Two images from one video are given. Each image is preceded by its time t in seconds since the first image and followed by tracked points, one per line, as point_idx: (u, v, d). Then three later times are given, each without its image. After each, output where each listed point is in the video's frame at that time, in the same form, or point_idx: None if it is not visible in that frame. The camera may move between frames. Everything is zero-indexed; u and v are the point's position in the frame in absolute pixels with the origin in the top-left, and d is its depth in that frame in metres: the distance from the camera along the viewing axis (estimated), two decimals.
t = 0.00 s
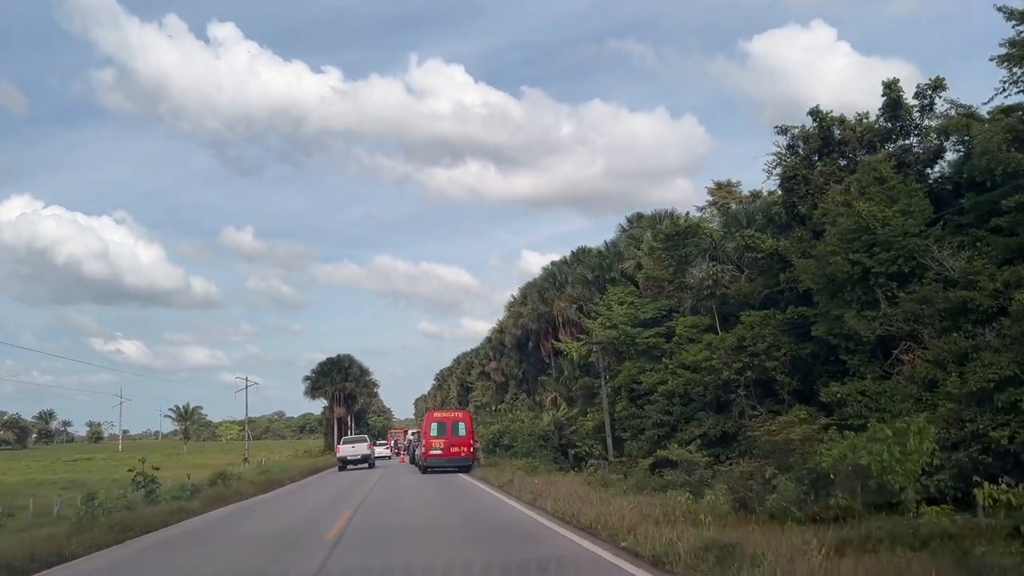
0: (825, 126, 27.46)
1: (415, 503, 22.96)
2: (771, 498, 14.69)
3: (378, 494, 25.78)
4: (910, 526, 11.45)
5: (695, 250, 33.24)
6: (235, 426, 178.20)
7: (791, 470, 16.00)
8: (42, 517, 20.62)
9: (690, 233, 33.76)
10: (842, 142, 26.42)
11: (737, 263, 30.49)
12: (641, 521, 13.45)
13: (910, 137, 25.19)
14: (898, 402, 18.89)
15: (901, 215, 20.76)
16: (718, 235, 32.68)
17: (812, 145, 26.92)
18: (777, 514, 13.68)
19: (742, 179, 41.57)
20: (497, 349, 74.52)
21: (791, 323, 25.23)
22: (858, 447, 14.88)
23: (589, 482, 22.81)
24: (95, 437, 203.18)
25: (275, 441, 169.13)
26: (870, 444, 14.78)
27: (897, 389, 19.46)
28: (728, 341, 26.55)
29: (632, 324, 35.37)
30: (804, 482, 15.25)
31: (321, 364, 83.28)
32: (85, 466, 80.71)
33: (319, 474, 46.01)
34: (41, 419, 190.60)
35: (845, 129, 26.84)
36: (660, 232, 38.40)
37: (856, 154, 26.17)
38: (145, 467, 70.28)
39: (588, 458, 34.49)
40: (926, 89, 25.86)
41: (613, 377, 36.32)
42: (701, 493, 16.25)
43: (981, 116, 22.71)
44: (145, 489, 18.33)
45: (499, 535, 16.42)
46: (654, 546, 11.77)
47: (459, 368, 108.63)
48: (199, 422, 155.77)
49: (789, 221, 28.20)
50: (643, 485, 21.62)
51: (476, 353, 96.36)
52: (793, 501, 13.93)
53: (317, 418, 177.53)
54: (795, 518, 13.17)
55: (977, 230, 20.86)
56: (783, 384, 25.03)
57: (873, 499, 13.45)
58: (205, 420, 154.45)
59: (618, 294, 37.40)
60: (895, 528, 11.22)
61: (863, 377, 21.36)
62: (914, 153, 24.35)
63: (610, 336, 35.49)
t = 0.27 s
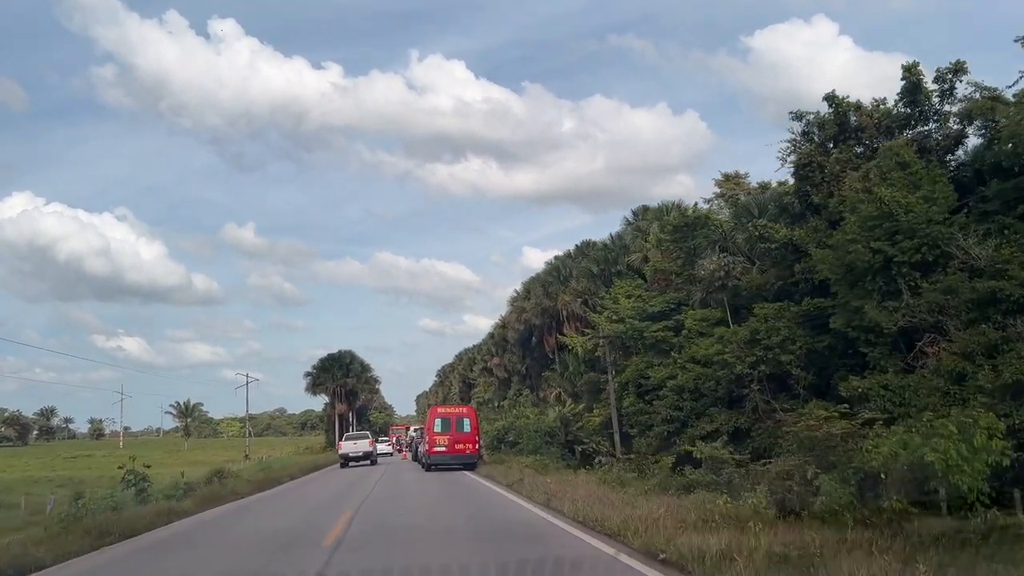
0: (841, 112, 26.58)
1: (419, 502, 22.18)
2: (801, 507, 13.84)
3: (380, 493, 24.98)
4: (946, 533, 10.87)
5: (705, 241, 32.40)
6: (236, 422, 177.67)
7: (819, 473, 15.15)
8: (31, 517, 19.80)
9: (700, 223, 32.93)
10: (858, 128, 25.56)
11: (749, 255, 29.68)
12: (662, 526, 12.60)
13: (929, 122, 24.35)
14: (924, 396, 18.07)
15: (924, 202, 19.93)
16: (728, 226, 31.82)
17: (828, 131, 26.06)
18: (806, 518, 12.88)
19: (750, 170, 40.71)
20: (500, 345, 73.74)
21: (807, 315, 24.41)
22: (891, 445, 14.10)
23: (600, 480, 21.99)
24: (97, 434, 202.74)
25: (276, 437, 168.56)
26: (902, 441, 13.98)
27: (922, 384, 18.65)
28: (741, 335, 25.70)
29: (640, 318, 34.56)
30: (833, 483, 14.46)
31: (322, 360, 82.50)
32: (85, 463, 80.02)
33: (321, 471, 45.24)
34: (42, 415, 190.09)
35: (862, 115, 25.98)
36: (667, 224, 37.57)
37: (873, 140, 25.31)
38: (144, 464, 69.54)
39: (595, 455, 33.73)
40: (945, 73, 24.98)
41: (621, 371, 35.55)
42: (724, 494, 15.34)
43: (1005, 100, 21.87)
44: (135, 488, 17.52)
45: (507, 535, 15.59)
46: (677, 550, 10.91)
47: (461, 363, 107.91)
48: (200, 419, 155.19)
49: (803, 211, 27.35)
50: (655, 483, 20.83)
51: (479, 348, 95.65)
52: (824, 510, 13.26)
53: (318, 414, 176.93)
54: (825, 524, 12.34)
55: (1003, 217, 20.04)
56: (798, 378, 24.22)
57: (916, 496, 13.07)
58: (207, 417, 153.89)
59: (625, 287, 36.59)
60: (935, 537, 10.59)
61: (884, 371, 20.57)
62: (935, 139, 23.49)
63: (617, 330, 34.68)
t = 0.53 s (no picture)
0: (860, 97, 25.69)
1: (426, 496, 21.41)
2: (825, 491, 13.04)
3: (385, 489, 24.22)
4: (986, 496, 10.05)
5: (718, 232, 31.57)
6: (240, 418, 177.31)
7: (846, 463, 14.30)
8: (23, 516, 19.04)
9: (711, 215, 32.25)
10: (879, 113, 24.68)
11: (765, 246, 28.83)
12: (681, 517, 11.76)
13: (954, 107, 23.47)
14: (955, 390, 17.24)
15: (954, 186, 19.07)
16: (741, 217, 30.97)
17: (848, 117, 25.17)
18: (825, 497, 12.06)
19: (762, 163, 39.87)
20: (505, 340, 72.99)
21: (826, 307, 23.58)
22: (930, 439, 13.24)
23: (613, 477, 21.19)
24: (101, 430, 202.94)
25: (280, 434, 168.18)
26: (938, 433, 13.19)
27: (951, 377, 17.82)
28: (757, 327, 24.82)
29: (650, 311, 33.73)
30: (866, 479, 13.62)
31: (326, 356, 81.84)
32: (87, 458, 79.54)
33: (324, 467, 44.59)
34: (47, 411, 190.09)
35: (882, 99, 25.09)
36: (678, 215, 36.77)
37: (895, 125, 24.43)
38: (146, 460, 68.91)
39: (605, 451, 33.00)
40: (971, 56, 24.08)
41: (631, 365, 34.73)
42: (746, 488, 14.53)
43: None
44: (128, 487, 16.54)
45: (522, 528, 14.88)
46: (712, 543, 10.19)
47: (465, 359, 107.28)
48: (203, 415, 154.69)
49: (820, 199, 26.46)
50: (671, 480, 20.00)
51: (483, 344, 94.93)
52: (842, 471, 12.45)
53: (322, 411, 176.56)
54: (852, 504, 11.52)
55: None
56: (817, 372, 23.38)
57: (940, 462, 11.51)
58: (210, 412, 153.41)
59: (634, 280, 35.76)
60: (982, 510, 9.73)
61: (909, 364, 19.73)
62: (960, 123, 22.62)
63: (627, 323, 33.83)
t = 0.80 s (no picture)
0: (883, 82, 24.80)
1: (434, 493, 20.66)
2: (861, 492, 12.26)
3: (392, 485, 23.46)
4: None
5: (733, 223, 30.73)
6: (245, 413, 177.03)
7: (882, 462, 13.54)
8: (16, 514, 18.28)
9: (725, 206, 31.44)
10: (903, 98, 23.80)
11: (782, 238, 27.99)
12: (710, 519, 10.98)
13: (982, 91, 22.59)
14: (991, 385, 16.41)
15: (988, 170, 18.21)
16: (757, 208, 30.11)
17: (871, 102, 24.28)
18: (870, 504, 11.29)
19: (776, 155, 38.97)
20: (512, 335, 72.19)
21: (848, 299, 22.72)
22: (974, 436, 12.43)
23: (628, 475, 20.40)
24: (106, 425, 202.87)
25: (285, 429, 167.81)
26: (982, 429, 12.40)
27: (986, 371, 16.99)
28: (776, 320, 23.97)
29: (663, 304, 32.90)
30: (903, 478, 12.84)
31: (331, 351, 81.11)
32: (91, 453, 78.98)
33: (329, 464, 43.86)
34: (52, 405, 190.04)
35: (907, 85, 24.19)
36: (691, 206, 35.91)
37: (920, 111, 23.55)
38: (150, 456, 68.26)
39: (617, 448, 32.36)
40: (999, 38, 23.19)
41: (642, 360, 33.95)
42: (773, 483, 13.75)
43: None
44: (122, 485, 15.69)
45: (535, 526, 14.14)
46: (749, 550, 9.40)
47: (471, 355, 106.56)
48: (208, 410, 154.31)
49: (840, 188, 25.57)
50: (690, 478, 19.21)
51: (489, 339, 94.16)
52: (894, 485, 11.69)
53: (327, 406, 176.11)
54: (895, 504, 10.76)
55: None
56: (839, 367, 22.54)
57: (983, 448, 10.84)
58: (215, 407, 153.00)
59: (645, 272, 34.93)
60: None
61: (939, 358, 18.89)
62: (990, 108, 21.75)
63: (639, 317, 33.00)
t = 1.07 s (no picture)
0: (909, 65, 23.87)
1: (444, 486, 19.88)
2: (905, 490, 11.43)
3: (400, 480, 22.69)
4: None
5: (750, 213, 29.86)
6: (251, 408, 176.82)
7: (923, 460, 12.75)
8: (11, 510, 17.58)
9: (742, 196, 30.57)
10: (931, 82, 22.89)
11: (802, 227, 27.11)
12: (746, 518, 10.17)
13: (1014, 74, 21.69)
14: None
15: None
16: (775, 198, 29.22)
17: (897, 86, 23.36)
18: (916, 503, 10.50)
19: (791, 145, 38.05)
20: (519, 330, 71.43)
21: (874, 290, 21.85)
22: None
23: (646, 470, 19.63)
24: (112, 419, 202.94)
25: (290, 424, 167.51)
26: None
27: None
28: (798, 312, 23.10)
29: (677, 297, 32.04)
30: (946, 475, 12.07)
31: (337, 346, 80.44)
32: (96, 448, 78.55)
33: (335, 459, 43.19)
34: (59, 400, 190.19)
35: (934, 68, 23.27)
36: (705, 197, 35.04)
37: (948, 94, 22.65)
38: (154, 451, 67.72)
39: (631, 445, 31.95)
40: None
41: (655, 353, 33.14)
42: (805, 481, 12.92)
43: None
44: (115, 483, 14.94)
45: (557, 518, 13.36)
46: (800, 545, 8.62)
47: (478, 350, 105.85)
48: (213, 405, 154.01)
49: (863, 176, 24.69)
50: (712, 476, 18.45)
51: (496, 334, 93.41)
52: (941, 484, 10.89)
53: (332, 401, 175.73)
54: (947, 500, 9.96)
55: None
56: (865, 360, 21.68)
57: None
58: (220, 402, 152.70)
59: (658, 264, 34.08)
60: None
61: (973, 351, 18.03)
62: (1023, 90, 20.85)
63: (652, 310, 32.16)
